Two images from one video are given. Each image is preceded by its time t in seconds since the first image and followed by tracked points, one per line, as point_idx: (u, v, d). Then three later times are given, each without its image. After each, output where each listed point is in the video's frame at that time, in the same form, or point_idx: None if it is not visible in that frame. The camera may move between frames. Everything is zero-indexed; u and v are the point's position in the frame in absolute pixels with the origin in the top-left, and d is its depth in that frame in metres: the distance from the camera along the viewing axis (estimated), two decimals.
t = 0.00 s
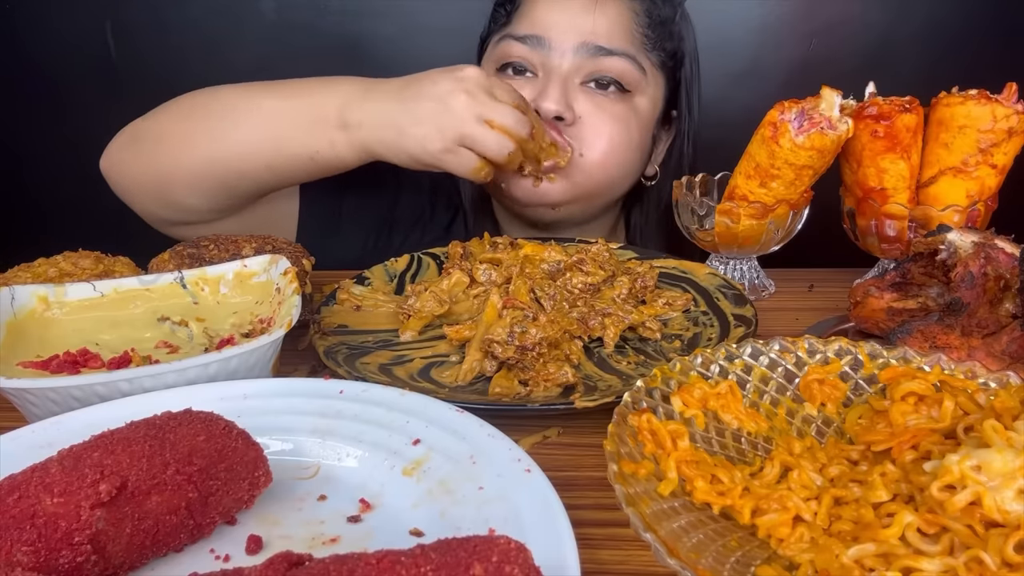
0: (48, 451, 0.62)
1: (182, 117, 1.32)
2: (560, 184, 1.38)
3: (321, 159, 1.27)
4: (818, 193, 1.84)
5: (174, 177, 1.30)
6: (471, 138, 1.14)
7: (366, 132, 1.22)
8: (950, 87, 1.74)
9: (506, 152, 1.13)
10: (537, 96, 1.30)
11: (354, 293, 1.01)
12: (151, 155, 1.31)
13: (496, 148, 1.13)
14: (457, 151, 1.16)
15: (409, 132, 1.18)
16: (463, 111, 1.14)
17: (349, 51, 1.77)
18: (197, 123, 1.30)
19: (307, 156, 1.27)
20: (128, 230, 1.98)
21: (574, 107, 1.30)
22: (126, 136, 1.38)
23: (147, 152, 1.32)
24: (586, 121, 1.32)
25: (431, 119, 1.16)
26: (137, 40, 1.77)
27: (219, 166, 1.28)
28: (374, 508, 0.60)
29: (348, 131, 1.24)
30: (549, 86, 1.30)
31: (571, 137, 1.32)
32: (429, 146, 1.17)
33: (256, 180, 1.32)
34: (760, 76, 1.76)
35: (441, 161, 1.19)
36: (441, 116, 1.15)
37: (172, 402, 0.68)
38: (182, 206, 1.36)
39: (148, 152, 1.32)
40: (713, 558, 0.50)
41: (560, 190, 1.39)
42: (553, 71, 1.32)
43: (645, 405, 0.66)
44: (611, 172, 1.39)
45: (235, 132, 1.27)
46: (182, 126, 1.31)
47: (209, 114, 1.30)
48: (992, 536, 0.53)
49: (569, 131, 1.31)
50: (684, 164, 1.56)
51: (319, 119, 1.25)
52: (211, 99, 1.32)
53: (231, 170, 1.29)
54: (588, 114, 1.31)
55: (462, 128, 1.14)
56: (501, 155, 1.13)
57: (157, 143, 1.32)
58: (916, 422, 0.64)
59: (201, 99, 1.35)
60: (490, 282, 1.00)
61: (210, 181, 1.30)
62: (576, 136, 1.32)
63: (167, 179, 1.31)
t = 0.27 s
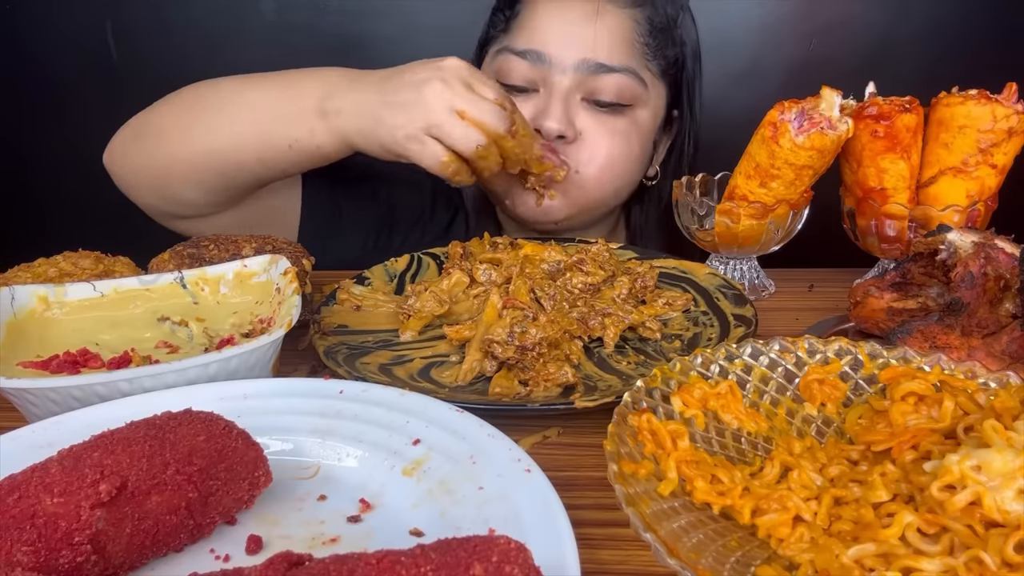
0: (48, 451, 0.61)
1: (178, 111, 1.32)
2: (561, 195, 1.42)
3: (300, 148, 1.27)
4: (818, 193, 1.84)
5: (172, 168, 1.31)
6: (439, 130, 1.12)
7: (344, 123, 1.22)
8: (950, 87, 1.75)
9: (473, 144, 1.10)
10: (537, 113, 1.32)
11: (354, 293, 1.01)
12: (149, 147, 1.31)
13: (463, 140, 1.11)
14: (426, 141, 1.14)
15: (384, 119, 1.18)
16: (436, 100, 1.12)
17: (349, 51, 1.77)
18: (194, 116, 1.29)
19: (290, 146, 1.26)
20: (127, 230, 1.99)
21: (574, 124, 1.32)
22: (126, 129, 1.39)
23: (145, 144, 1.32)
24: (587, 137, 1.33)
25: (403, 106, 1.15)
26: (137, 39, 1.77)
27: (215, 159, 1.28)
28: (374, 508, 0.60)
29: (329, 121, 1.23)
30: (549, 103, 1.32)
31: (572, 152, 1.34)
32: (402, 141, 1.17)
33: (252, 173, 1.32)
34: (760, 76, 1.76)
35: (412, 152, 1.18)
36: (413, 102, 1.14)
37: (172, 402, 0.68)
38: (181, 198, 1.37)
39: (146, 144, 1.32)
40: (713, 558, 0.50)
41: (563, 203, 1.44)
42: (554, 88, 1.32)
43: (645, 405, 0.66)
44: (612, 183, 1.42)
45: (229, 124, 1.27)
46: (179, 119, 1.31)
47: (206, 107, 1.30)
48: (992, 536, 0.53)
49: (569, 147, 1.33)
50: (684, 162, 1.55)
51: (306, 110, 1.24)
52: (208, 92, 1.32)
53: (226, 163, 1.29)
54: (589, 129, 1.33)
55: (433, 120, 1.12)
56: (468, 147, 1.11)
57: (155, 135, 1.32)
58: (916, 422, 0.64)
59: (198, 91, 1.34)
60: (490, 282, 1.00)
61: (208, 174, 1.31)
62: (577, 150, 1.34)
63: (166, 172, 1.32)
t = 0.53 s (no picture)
0: (48, 451, 0.62)
1: (185, 104, 1.30)
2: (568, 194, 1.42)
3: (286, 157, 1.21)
4: (818, 193, 1.84)
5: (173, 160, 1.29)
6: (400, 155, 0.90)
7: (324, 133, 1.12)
8: (950, 87, 1.75)
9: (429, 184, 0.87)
10: (546, 112, 1.31)
11: (354, 293, 1.01)
12: (154, 138, 1.31)
13: (423, 171, 0.87)
14: (382, 160, 0.91)
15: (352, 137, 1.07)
16: (415, 127, 0.91)
17: (349, 51, 1.77)
18: (199, 109, 1.28)
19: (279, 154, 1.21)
20: (128, 230, 1.99)
21: (583, 123, 1.31)
22: (137, 119, 1.38)
23: (151, 134, 1.31)
24: (596, 136, 1.33)
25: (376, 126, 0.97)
26: (137, 39, 1.76)
27: (212, 155, 1.25)
28: (374, 508, 0.60)
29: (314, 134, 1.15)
30: (559, 102, 1.30)
31: (581, 151, 1.34)
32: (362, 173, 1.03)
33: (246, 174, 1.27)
34: (760, 76, 1.76)
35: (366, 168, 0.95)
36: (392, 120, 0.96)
37: (172, 402, 0.68)
38: (181, 191, 1.34)
39: (152, 134, 1.31)
40: (713, 559, 0.50)
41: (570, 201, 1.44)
42: (563, 87, 1.30)
43: (645, 405, 0.66)
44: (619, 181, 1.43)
45: (230, 123, 1.24)
46: (185, 112, 1.29)
47: (212, 102, 1.28)
48: (992, 536, 0.53)
49: (578, 145, 1.33)
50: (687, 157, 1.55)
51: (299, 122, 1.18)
52: (216, 89, 1.31)
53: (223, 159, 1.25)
54: (597, 129, 1.32)
55: (399, 145, 0.91)
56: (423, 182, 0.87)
57: (161, 126, 1.31)
58: (916, 422, 0.64)
59: (207, 88, 1.33)
60: (490, 282, 1.00)
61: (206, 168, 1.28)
62: (585, 149, 1.34)
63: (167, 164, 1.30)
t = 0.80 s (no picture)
0: (48, 451, 0.61)
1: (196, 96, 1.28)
2: (577, 185, 1.45)
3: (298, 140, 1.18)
4: (818, 194, 1.84)
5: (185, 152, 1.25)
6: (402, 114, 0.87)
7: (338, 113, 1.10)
8: (950, 87, 1.75)
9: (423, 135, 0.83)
10: (553, 100, 1.33)
11: (354, 293, 1.01)
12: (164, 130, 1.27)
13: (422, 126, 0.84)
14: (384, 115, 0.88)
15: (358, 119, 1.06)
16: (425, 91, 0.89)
17: (349, 51, 1.77)
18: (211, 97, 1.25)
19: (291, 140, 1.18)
20: (128, 230, 1.99)
21: (590, 111, 1.32)
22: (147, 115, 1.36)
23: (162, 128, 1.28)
24: (603, 125, 1.34)
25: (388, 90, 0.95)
26: (137, 39, 1.76)
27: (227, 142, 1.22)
28: (374, 508, 0.60)
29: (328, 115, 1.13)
30: (566, 90, 1.32)
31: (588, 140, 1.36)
32: (373, 144, 1.02)
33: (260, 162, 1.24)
34: (760, 76, 1.76)
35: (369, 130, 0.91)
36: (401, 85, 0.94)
37: (172, 402, 0.68)
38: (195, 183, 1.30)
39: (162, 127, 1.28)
40: (713, 559, 0.50)
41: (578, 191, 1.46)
42: (570, 75, 1.31)
43: (645, 405, 0.66)
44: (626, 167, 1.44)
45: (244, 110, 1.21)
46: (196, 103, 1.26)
47: (224, 91, 1.25)
48: (992, 536, 0.53)
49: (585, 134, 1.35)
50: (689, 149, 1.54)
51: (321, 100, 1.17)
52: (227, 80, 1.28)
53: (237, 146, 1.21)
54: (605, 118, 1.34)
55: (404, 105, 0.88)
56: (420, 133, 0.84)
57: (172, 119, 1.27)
58: (916, 422, 0.64)
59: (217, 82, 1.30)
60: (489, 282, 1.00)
61: (219, 159, 1.24)
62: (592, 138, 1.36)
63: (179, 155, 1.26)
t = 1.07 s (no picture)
0: (48, 451, 0.61)
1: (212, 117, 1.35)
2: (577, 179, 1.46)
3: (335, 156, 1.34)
4: (819, 194, 1.85)
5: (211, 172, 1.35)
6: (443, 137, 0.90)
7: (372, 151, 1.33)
8: (950, 87, 1.75)
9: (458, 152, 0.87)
10: (562, 87, 1.33)
11: (354, 293, 1.01)
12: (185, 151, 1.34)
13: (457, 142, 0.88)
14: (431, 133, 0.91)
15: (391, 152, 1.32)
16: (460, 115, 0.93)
17: (349, 51, 1.77)
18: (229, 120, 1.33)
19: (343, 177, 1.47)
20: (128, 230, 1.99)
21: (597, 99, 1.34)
22: (153, 131, 1.41)
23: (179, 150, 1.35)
24: (610, 113, 1.35)
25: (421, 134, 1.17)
26: (137, 39, 1.76)
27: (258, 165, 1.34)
28: (374, 508, 0.60)
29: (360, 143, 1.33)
30: (575, 78, 1.32)
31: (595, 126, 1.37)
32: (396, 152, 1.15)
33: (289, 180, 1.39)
34: (760, 76, 1.76)
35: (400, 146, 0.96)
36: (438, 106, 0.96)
37: (172, 402, 0.68)
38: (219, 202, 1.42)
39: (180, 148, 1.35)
40: (713, 559, 0.50)
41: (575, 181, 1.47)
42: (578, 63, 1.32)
43: (645, 405, 0.66)
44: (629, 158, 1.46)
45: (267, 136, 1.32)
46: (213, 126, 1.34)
47: (243, 114, 1.34)
48: (992, 536, 0.53)
49: (592, 120, 1.36)
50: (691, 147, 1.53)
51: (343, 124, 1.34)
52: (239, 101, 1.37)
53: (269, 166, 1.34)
54: (612, 107, 1.35)
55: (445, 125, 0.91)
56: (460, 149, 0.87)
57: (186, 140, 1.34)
58: (916, 422, 0.64)
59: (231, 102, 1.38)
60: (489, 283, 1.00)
61: (250, 177, 1.35)
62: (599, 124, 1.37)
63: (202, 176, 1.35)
